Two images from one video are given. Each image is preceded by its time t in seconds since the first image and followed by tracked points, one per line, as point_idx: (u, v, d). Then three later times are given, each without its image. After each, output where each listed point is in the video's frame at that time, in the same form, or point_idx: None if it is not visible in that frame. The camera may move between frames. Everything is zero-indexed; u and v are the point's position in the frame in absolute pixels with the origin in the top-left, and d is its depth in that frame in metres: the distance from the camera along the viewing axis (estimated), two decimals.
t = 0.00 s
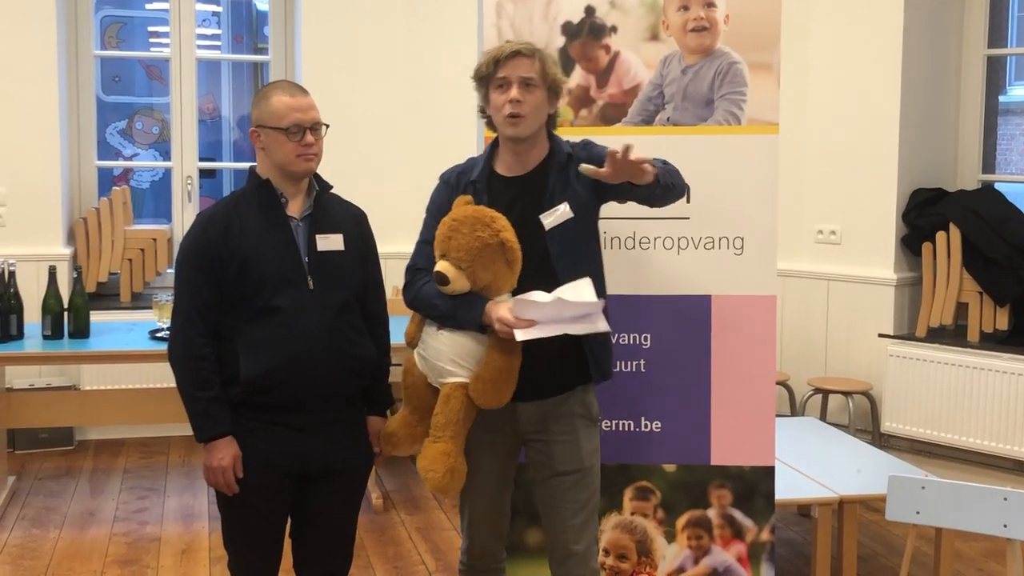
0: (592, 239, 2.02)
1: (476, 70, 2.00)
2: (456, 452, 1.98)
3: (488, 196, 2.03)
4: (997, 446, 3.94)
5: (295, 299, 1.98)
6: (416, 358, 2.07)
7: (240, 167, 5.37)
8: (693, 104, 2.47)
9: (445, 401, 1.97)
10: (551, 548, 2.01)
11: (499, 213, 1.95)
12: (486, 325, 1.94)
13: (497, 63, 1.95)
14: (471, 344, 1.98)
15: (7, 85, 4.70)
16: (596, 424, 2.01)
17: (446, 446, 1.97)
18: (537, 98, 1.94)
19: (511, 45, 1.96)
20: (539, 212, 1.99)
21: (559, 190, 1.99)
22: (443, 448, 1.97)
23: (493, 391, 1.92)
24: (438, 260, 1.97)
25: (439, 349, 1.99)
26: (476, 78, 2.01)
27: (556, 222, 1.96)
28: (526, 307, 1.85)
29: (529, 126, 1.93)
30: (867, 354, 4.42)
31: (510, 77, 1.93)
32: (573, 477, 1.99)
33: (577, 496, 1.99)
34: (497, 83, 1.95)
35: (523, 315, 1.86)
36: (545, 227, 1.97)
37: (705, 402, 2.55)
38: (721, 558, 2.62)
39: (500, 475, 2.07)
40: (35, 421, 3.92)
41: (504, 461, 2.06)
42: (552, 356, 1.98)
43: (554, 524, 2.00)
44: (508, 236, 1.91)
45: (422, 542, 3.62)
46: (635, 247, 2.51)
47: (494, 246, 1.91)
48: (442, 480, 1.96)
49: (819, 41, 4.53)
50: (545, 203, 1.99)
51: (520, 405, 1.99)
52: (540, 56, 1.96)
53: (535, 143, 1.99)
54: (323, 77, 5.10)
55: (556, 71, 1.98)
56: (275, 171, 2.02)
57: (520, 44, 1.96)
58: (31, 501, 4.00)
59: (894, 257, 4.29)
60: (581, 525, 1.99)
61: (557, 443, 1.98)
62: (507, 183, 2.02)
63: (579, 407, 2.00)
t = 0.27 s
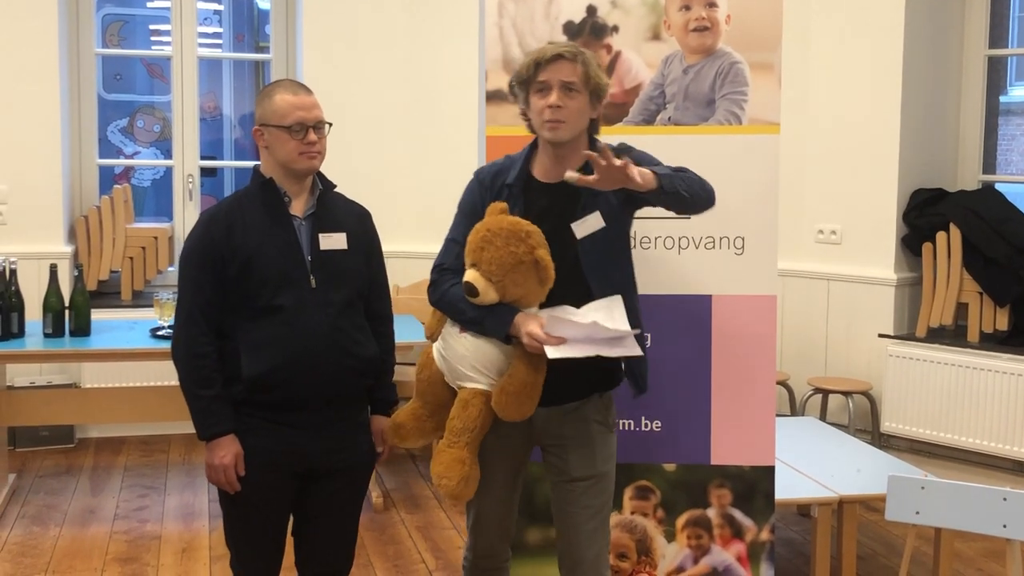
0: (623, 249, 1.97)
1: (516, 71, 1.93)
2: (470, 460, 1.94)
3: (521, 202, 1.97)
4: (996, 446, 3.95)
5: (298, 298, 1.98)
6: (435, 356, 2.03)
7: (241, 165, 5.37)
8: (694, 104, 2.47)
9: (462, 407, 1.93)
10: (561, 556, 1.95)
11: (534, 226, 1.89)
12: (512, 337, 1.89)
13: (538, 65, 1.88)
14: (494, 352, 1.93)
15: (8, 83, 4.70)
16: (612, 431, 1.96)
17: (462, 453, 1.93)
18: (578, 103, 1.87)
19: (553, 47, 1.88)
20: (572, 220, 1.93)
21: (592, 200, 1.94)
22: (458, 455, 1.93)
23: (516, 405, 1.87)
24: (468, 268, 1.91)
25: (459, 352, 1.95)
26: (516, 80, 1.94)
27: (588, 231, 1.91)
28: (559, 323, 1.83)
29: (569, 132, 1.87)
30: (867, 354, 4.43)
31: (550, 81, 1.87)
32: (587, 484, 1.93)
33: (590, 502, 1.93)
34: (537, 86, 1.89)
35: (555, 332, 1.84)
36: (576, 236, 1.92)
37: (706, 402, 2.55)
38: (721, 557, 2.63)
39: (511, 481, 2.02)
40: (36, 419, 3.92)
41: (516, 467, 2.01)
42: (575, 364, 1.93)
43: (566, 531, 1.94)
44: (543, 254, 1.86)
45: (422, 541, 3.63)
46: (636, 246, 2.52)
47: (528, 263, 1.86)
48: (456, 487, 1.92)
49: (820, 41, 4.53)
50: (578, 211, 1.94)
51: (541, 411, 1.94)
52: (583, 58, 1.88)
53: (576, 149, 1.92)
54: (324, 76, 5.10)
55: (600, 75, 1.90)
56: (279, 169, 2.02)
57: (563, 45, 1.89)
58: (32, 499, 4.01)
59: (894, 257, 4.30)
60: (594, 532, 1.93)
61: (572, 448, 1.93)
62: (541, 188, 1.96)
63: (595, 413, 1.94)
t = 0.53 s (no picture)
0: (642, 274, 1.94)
1: (547, 91, 1.89)
2: (468, 472, 1.93)
3: (541, 222, 1.93)
4: (995, 445, 3.95)
5: (296, 297, 1.98)
6: (441, 361, 2.03)
7: (240, 163, 5.37)
8: (693, 102, 2.47)
9: (464, 419, 1.93)
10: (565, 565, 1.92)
11: (550, 251, 1.87)
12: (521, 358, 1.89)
13: (574, 88, 1.85)
14: (501, 369, 1.93)
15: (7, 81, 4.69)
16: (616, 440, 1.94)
17: (460, 465, 1.93)
18: (613, 128, 1.85)
19: (587, 69, 1.86)
20: (594, 246, 1.90)
21: (617, 227, 1.91)
22: (456, 468, 1.93)
23: (518, 426, 1.87)
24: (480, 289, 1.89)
25: (465, 364, 1.95)
26: (545, 100, 1.90)
27: (610, 259, 1.89)
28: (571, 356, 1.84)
29: (605, 156, 1.85)
30: (866, 352, 4.42)
31: (587, 105, 1.84)
32: (593, 492, 1.92)
33: (594, 511, 1.91)
34: (572, 109, 1.86)
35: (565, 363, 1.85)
36: (598, 262, 1.89)
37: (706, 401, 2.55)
38: (720, 556, 2.63)
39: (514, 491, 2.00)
40: (35, 417, 3.92)
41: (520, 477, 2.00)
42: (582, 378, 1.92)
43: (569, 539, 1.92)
44: (557, 285, 1.83)
45: (421, 539, 3.63)
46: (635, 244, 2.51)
47: (541, 292, 1.84)
48: (453, 499, 1.93)
49: (820, 40, 4.53)
50: (601, 237, 1.90)
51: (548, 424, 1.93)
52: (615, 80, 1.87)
53: (606, 172, 1.90)
54: (323, 74, 5.10)
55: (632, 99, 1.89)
56: (278, 168, 2.01)
57: (598, 68, 1.87)
58: (31, 496, 4.01)
59: (893, 256, 4.30)
60: (598, 542, 1.90)
61: (577, 457, 1.92)
62: (565, 211, 1.92)
63: (600, 423, 1.93)
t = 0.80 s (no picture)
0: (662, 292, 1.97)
1: (595, 104, 1.86)
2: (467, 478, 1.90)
3: (565, 236, 1.92)
4: (993, 443, 3.96)
5: (293, 297, 1.98)
6: (440, 365, 1.99)
7: (238, 163, 5.37)
8: (692, 101, 2.47)
9: (466, 426, 1.90)
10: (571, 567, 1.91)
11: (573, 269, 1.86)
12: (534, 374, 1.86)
13: (628, 105, 1.84)
14: (508, 379, 1.90)
15: (4, 81, 4.69)
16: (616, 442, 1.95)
17: (458, 472, 1.90)
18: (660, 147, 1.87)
19: (639, 86, 1.85)
20: (619, 262, 1.92)
21: (641, 244, 1.93)
22: (455, 475, 1.89)
23: (526, 437, 1.85)
24: (500, 301, 1.85)
25: (471, 371, 1.91)
26: (592, 113, 1.87)
27: (635, 276, 1.91)
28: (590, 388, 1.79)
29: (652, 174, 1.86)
30: (864, 351, 4.43)
31: (644, 123, 1.84)
32: (592, 493, 1.92)
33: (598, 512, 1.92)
34: (623, 125, 1.85)
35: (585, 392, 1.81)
36: (622, 279, 1.91)
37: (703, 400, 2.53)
38: (718, 554, 2.64)
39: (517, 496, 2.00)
40: (33, 416, 3.92)
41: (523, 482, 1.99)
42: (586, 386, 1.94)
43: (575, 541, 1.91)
44: (583, 306, 1.84)
45: (420, 538, 3.63)
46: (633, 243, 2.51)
47: (566, 312, 1.84)
48: (450, 507, 1.88)
49: (817, 38, 4.53)
50: (627, 254, 1.92)
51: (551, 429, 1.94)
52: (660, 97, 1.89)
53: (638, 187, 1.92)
54: (321, 73, 5.10)
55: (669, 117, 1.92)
56: (276, 168, 2.02)
57: (646, 85, 1.87)
58: (29, 496, 4.01)
59: (891, 255, 4.30)
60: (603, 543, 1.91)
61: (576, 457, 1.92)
62: (591, 226, 1.93)
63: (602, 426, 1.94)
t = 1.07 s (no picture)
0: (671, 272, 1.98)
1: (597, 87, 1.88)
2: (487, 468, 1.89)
3: (574, 220, 1.93)
4: (989, 442, 3.96)
5: (287, 296, 1.98)
6: (451, 355, 1.98)
7: (234, 163, 5.36)
8: (687, 100, 2.48)
9: (484, 414, 1.89)
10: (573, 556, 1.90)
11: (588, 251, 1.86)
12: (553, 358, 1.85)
13: (629, 86, 1.85)
14: (524, 364, 1.89)
15: None
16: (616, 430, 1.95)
17: (479, 462, 1.89)
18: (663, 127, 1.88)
19: (639, 67, 1.86)
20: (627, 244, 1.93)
21: (648, 226, 1.94)
22: (476, 465, 1.88)
23: (550, 422, 1.83)
24: (516, 284, 1.84)
25: (486, 359, 1.90)
26: (594, 96, 1.88)
27: (643, 258, 1.92)
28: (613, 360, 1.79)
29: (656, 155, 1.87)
30: (861, 350, 4.43)
31: (645, 102, 1.85)
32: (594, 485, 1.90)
33: (602, 501, 1.90)
34: (625, 107, 1.86)
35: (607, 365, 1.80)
36: (631, 260, 1.92)
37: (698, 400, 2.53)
38: (715, 554, 2.65)
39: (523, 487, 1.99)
40: (28, 417, 3.91)
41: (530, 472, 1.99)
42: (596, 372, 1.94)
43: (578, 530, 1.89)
44: (601, 286, 1.84)
45: (416, 538, 3.62)
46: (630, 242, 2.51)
47: (585, 292, 1.83)
48: (475, 497, 1.87)
49: (813, 38, 4.53)
50: (636, 235, 1.93)
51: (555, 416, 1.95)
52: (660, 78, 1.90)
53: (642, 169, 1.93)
54: (317, 73, 5.10)
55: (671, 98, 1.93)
56: (269, 168, 2.02)
57: (645, 66, 1.89)
58: (25, 497, 4.00)
59: (887, 254, 4.30)
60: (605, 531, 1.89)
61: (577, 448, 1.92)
62: (598, 209, 1.93)
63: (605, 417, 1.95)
